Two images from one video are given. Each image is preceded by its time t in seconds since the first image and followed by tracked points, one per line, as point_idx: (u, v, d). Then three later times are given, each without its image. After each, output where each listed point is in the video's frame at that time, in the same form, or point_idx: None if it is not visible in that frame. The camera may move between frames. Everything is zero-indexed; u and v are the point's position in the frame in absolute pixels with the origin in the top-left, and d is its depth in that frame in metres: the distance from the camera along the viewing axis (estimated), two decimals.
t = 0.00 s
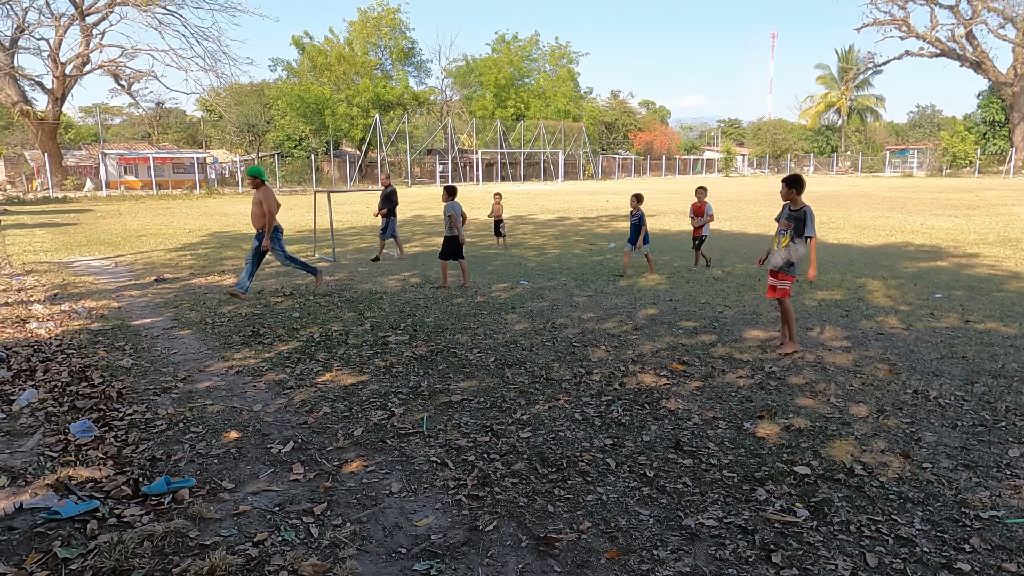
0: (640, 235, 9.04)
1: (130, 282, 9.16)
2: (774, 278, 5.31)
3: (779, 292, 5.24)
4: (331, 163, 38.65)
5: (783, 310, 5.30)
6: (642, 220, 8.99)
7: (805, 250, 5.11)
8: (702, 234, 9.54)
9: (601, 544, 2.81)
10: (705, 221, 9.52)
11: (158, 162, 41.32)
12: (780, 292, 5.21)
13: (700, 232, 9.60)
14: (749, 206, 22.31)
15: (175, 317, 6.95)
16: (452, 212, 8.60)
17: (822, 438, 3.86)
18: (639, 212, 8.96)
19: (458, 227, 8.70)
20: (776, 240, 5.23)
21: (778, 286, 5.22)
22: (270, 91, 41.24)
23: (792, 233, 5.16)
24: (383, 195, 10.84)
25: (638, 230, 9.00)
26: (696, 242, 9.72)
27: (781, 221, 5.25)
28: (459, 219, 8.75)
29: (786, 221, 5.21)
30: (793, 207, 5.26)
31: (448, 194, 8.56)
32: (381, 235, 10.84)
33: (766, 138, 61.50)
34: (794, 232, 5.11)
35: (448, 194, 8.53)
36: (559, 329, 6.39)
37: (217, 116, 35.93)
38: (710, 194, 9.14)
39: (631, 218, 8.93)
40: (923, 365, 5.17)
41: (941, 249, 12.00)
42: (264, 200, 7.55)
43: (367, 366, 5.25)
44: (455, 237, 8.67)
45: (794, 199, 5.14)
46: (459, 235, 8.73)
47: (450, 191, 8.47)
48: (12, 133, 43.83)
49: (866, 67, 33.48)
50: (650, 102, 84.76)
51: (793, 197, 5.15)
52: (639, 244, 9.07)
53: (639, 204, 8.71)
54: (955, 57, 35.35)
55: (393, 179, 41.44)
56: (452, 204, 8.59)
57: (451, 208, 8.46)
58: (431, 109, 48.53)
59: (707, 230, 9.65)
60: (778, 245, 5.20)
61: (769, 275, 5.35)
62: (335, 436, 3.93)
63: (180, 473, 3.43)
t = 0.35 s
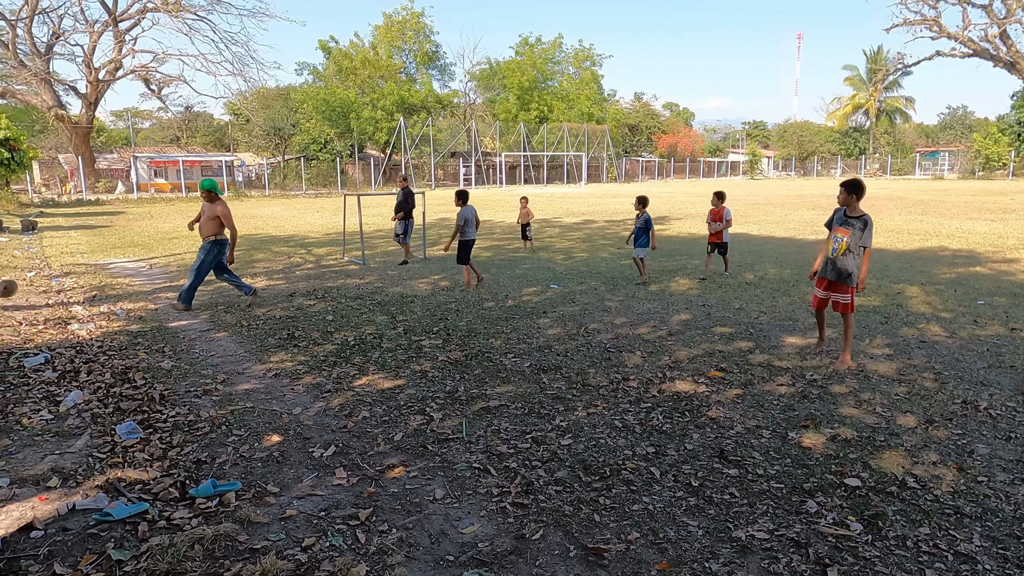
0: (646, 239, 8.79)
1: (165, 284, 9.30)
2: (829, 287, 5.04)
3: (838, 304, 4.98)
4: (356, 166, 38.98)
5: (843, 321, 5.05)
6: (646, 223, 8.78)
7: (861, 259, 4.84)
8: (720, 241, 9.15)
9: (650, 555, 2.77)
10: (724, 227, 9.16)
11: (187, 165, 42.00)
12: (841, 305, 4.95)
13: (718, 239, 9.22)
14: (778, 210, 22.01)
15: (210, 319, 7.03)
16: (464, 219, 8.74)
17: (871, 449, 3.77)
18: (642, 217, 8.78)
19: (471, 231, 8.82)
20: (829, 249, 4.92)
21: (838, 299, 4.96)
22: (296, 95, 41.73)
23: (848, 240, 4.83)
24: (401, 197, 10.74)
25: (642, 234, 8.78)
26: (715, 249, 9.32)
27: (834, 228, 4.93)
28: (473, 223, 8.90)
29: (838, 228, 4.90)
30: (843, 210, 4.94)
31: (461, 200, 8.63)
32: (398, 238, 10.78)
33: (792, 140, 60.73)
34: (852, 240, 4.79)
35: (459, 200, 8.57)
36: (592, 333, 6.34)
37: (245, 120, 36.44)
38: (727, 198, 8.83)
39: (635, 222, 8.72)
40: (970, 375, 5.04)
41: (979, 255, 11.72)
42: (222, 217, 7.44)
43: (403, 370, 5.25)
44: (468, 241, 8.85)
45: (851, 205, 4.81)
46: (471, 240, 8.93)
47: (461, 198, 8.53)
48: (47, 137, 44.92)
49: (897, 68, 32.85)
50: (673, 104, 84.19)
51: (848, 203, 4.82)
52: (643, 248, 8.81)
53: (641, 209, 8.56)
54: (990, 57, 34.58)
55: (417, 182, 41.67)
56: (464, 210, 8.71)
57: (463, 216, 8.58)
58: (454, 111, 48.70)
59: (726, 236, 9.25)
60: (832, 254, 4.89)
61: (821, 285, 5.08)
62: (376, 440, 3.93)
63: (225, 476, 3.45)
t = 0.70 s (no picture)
0: (657, 243, 8.57)
1: (204, 285, 9.46)
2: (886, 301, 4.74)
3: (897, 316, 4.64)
4: (389, 169, 39.34)
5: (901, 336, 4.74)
6: (659, 227, 8.56)
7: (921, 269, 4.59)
8: (746, 247, 8.71)
9: (696, 569, 2.68)
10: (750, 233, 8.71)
11: (225, 168, 42.86)
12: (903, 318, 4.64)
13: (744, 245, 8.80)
14: (816, 214, 21.53)
15: (248, 320, 7.11)
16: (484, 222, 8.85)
17: (924, 463, 3.62)
18: (656, 221, 8.56)
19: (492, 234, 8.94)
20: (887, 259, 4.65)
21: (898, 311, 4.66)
22: (332, 100, 42.31)
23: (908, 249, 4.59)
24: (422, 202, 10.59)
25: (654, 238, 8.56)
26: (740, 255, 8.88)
27: (891, 237, 4.68)
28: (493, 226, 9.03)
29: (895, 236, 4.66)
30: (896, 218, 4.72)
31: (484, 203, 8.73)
32: (421, 244, 10.68)
33: (830, 143, 59.54)
34: (913, 248, 4.55)
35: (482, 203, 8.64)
36: (629, 339, 6.25)
37: (281, 124, 37.11)
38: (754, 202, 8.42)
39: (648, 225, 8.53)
40: None
41: None
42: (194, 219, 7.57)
43: (439, 373, 5.23)
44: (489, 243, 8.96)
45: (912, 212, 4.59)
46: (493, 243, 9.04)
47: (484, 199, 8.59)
48: (93, 141, 46.37)
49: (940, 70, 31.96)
50: (707, 107, 83.25)
51: (908, 209, 4.59)
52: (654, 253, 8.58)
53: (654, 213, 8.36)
54: None
55: (449, 185, 41.83)
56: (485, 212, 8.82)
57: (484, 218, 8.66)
58: (487, 116, 48.84)
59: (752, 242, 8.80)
60: (892, 264, 4.61)
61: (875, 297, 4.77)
62: (413, 444, 3.91)
63: (265, 476, 3.47)
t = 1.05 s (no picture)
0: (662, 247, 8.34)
1: (231, 285, 9.53)
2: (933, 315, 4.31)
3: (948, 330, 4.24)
4: (416, 171, 39.54)
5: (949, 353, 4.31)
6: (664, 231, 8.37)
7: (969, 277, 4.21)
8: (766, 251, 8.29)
9: None
10: (771, 237, 8.25)
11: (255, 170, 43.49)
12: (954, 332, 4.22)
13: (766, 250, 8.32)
14: (848, 216, 21.07)
15: (273, 321, 7.13)
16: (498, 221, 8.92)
17: (970, 478, 3.43)
18: (657, 224, 8.40)
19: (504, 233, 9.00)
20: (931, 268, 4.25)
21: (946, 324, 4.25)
22: (359, 103, 42.70)
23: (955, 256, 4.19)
24: (433, 200, 10.34)
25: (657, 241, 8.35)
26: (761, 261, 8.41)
27: (933, 243, 4.28)
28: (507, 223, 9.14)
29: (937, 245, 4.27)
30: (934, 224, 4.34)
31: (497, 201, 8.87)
32: (434, 246, 10.54)
33: (863, 144, 58.39)
34: (962, 256, 4.16)
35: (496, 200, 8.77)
36: (656, 343, 6.10)
37: (310, 126, 37.49)
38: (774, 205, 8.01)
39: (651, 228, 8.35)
40: None
41: None
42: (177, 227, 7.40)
43: (461, 377, 5.15)
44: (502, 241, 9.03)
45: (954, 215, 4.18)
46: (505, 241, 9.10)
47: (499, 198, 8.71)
48: (128, 144, 47.42)
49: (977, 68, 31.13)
50: (736, 108, 82.26)
51: (949, 212, 4.19)
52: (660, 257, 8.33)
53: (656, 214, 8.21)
54: None
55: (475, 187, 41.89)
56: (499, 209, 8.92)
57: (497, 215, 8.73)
58: (513, 117, 48.84)
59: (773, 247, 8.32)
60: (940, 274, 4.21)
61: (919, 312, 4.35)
62: (434, 449, 3.83)
63: (283, 481, 3.41)
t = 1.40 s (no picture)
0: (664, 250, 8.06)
1: (246, 285, 9.52)
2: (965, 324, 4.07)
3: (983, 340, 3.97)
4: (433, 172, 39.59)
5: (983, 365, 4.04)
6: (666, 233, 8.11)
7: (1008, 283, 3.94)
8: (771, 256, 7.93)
9: None
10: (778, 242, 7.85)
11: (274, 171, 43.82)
12: (987, 343, 3.94)
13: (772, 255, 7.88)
14: (871, 218, 20.71)
15: (285, 321, 7.09)
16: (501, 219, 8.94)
17: (1004, 492, 3.26)
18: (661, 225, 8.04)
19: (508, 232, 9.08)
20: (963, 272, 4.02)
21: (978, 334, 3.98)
22: (377, 104, 42.90)
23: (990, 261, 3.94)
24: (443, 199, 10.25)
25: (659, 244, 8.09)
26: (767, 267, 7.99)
27: (966, 248, 4.05)
28: (510, 223, 9.22)
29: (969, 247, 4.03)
30: (966, 227, 4.11)
31: (498, 200, 8.97)
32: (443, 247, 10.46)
33: (885, 145, 57.51)
34: (999, 260, 3.91)
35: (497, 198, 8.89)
36: (672, 347, 5.97)
37: (329, 127, 37.65)
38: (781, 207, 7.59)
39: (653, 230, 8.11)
40: None
41: None
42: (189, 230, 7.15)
43: (473, 380, 5.06)
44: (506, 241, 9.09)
45: (988, 217, 3.95)
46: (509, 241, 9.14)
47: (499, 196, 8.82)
48: (150, 145, 48.03)
49: (1003, 67, 30.54)
50: (756, 108, 81.52)
51: (984, 213, 3.95)
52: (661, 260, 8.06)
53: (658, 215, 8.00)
54: None
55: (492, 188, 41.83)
56: (499, 208, 9.03)
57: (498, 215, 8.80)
58: (531, 118, 48.77)
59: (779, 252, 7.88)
60: (972, 279, 3.97)
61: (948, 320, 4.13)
62: (443, 454, 3.75)
63: (289, 485, 3.34)
